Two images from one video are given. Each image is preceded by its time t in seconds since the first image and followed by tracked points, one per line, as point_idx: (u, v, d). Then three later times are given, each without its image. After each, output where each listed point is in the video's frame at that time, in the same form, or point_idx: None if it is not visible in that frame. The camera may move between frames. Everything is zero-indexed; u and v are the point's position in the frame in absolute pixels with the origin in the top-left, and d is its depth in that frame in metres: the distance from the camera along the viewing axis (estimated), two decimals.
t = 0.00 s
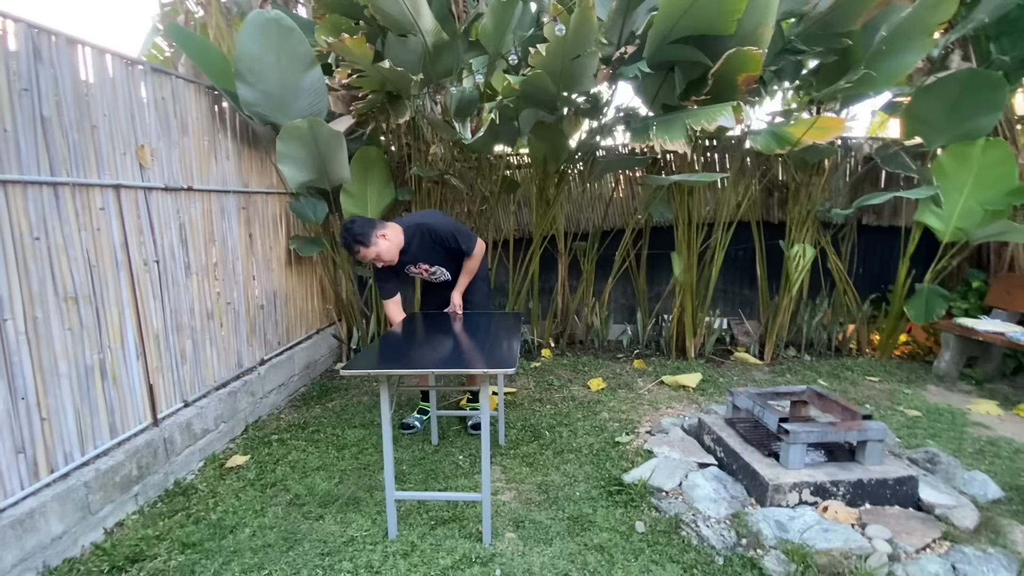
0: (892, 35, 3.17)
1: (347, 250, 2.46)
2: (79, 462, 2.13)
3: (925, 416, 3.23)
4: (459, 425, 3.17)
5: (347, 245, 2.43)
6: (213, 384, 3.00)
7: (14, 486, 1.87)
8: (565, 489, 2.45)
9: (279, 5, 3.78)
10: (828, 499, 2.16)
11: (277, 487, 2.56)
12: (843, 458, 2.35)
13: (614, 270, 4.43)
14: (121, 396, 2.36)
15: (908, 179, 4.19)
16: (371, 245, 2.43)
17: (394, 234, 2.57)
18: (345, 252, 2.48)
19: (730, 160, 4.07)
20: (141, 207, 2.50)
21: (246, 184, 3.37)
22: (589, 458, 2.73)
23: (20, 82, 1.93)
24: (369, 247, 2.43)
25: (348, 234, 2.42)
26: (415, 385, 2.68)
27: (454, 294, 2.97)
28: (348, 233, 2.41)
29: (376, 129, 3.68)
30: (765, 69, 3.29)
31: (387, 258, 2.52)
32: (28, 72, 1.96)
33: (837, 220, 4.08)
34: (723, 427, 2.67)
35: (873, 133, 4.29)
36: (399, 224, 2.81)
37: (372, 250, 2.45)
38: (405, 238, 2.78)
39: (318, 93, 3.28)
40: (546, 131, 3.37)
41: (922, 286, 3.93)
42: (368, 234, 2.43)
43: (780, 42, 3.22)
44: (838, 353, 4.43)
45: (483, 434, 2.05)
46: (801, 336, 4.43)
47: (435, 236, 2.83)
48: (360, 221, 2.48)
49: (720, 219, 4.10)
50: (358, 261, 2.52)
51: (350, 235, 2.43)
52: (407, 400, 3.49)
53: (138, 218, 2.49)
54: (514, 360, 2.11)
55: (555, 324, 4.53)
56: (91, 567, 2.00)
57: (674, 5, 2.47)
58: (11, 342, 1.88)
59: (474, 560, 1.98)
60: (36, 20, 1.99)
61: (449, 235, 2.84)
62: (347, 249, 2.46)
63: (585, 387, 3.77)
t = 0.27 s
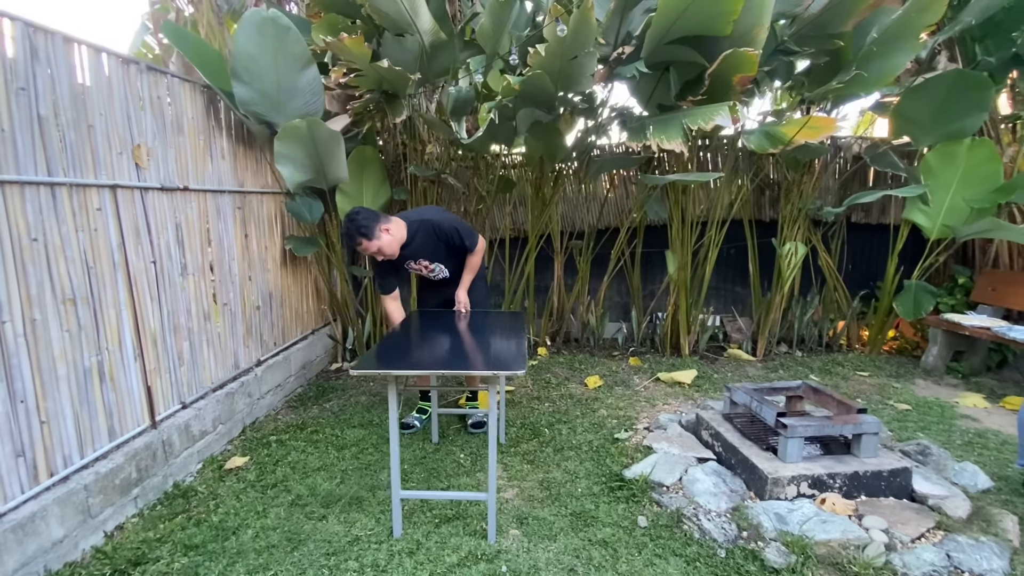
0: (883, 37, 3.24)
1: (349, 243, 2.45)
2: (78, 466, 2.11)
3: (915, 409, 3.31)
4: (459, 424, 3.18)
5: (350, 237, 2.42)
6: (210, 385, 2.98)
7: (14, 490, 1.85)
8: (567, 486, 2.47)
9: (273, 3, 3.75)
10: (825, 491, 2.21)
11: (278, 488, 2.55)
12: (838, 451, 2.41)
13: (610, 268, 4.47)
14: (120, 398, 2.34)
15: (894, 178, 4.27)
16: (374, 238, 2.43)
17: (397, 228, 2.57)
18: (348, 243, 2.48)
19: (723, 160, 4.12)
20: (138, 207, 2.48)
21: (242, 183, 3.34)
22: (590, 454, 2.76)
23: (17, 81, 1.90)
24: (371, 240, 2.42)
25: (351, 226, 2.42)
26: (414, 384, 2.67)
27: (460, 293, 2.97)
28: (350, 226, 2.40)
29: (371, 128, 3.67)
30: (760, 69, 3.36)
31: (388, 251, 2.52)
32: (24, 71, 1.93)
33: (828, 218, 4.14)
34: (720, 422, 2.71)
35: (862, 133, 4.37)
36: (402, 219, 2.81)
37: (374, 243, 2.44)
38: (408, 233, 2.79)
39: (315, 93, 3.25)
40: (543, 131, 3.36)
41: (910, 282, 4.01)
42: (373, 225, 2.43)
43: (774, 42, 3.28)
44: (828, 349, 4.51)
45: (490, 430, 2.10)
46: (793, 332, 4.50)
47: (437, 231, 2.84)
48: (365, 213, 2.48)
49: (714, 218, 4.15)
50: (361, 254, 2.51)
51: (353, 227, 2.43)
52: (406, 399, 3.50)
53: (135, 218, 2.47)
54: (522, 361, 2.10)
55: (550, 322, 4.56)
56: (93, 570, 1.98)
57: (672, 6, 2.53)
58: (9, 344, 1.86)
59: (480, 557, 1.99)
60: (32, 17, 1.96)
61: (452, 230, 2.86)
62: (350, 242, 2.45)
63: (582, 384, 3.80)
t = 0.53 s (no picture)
0: (876, 39, 3.31)
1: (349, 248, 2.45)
2: (76, 469, 2.08)
3: (908, 405, 3.36)
4: (458, 424, 3.18)
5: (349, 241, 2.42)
6: (207, 387, 2.95)
7: (11, 495, 1.82)
8: (568, 485, 2.48)
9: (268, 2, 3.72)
10: (824, 487, 2.24)
11: (278, 490, 2.53)
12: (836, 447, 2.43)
13: (606, 267, 4.48)
14: (117, 401, 2.32)
15: (886, 177, 4.34)
16: (373, 241, 2.42)
17: (396, 230, 2.57)
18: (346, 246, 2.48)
19: (718, 159, 4.16)
20: (134, 207, 2.45)
21: (238, 183, 3.32)
22: (590, 453, 2.77)
23: (11, 79, 1.87)
24: (369, 244, 2.42)
25: (350, 230, 2.42)
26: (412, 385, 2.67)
27: (459, 290, 2.94)
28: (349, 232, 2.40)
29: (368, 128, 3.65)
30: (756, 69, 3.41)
31: (388, 254, 2.52)
32: (19, 70, 1.90)
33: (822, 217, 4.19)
34: (720, 419, 2.73)
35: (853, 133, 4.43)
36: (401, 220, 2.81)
37: (374, 247, 2.44)
38: (407, 235, 2.79)
39: (312, 92, 3.23)
40: (540, 131, 3.36)
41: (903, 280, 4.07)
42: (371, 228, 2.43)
43: (770, 42, 3.31)
44: (822, 347, 4.55)
45: (496, 426, 2.08)
46: (787, 330, 4.54)
47: (436, 231, 2.84)
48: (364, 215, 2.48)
49: (710, 217, 4.18)
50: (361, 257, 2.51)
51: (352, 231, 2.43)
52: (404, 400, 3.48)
53: (132, 219, 2.44)
54: (523, 358, 2.07)
55: (548, 322, 4.57)
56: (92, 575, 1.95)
57: (671, 6, 2.55)
58: (5, 347, 1.83)
59: (484, 556, 1.99)
60: (27, 15, 1.93)
61: (451, 229, 2.85)
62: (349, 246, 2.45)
63: (580, 383, 3.81)
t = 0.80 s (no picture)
0: (874, 41, 3.31)
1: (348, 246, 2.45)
2: (74, 472, 2.06)
3: (906, 404, 3.38)
4: (459, 425, 3.17)
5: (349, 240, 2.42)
6: (206, 389, 2.94)
7: (9, 499, 1.80)
8: (570, 485, 2.48)
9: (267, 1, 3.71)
10: (825, 485, 2.25)
11: (279, 492, 2.52)
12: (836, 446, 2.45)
13: (605, 268, 4.49)
14: (116, 403, 2.30)
15: (882, 178, 4.37)
16: (373, 240, 2.42)
17: (396, 230, 2.56)
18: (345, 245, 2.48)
19: (717, 160, 4.18)
20: (133, 207, 2.44)
21: (236, 184, 3.30)
22: (592, 453, 2.77)
23: (9, 78, 1.86)
24: (369, 243, 2.41)
25: (350, 229, 2.41)
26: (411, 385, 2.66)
27: (449, 293, 2.97)
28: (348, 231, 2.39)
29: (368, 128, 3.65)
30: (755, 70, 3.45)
31: (388, 254, 2.51)
32: (17, 70, 1.89)
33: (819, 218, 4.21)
34: (720, 419, 2.74)
35: (849, 134, 4.46)
36: (402, 220, 2.81)
37: (373, 246, 2.43)
38: (407, 234, 2.79)
39: (312, 92, 3.22)
40: (540, 131, 3.37)
41: (899, 280, 4.10)
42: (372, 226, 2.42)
43: (769, 44, 3.37)
44: (820, 346, 4.58)
45: (495, 426, 2.10)
46: (785, 330, 4.56)
47: (436, 233, 2.83)
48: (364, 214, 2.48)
49: (709, 218, 4.19)
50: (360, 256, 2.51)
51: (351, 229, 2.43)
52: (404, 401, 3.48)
53: (130, 219, 2.42)
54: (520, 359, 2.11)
55: (547, 322, 4.57)
56: None
57: (672, 6, 2.57)
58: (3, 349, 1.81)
59: (487, 557, 1.99)
60: (24, 14, 1.91)
61: (451, 233, 2.84)
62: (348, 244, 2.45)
63: (580, 384, 3.82)
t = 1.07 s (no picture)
0: (873, 43, 3.35)
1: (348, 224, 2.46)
2: (72, 475, 2.05)
3: (903, 406, 3.40)
4: (458, 427, 3.17)
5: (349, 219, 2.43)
6: (205, 391, 2.93)
7: (7, 502, 1.80)
8: (570, 487, 2.48)
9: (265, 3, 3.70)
10: (824, 487, 2.26)
11: (278, 494, 2.51)
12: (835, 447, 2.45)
13: (604, 270, 4.50)
14: (114, 405, 2.29)
15: (880, 180, 4.39)
16: (372, 222, 2.43)
17: (396, 216, 2.57)
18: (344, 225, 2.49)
19: (715, 162, 4.20)
20: (132, 209, 2.43)
21: (235, 185, 3.30)
22: (591, 455, 2.77)
23: (7, 80, 1.85)
24: (369, 224, 2.43)
25: (351, 207, 2.42)
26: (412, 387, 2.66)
27: (449, 294, 2.97)
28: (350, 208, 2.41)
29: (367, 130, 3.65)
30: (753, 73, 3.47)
31: (387, 238, 2.52)
32: (15, 71, 1.88)
33: (816, 220, 4.23)
34: (720, 421, 2.75)
35: (846, 137, 4.48)
36: (403, 207, 2.81)
37: (373, 228, 2.44)
38: (407, 222, 2.79)
39: (312, 94, 3.22)
40: (540, 134, 3.38)
41: (896, 282, 4.12)
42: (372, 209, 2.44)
43: (767, 47, 3.39)
44: (817, 348, 4.60)
45: (494, 429, 2.09)
46: (783, 332, 4.57)
47: (436, 225, 2.82)
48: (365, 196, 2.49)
49: (707, 220, 4.21)
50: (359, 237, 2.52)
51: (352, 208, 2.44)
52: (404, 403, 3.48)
53: (129, 221, 2.42)
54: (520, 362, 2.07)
55: (545, 324, 4.58)
56: None
57: (672, 10, 2.57)
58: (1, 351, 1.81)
59: (488, 559, 1.99)
60: (23, 15, 1.91)
61: (450, 227, 2.83)
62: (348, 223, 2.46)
63: (579, 386, 3.82)
